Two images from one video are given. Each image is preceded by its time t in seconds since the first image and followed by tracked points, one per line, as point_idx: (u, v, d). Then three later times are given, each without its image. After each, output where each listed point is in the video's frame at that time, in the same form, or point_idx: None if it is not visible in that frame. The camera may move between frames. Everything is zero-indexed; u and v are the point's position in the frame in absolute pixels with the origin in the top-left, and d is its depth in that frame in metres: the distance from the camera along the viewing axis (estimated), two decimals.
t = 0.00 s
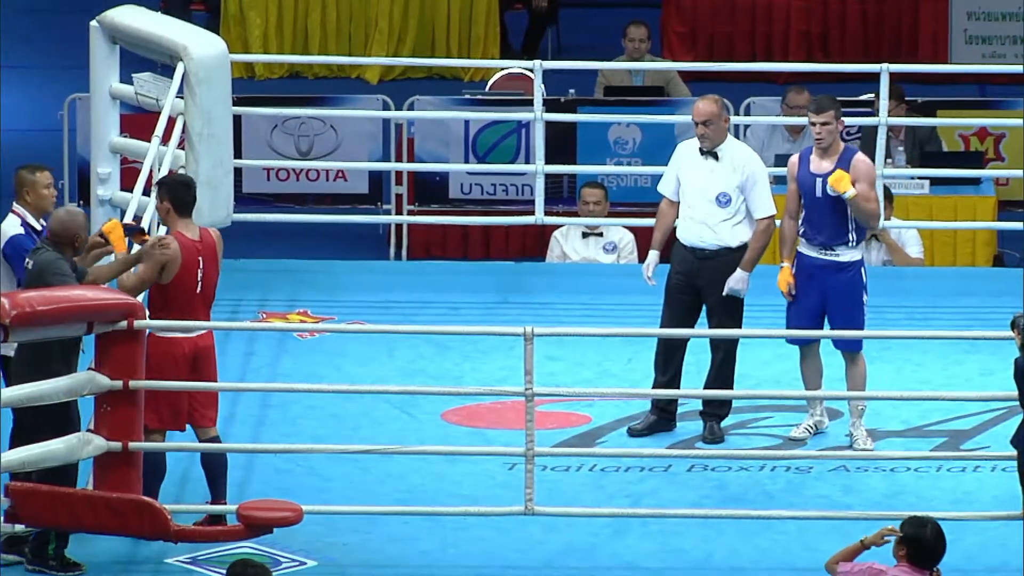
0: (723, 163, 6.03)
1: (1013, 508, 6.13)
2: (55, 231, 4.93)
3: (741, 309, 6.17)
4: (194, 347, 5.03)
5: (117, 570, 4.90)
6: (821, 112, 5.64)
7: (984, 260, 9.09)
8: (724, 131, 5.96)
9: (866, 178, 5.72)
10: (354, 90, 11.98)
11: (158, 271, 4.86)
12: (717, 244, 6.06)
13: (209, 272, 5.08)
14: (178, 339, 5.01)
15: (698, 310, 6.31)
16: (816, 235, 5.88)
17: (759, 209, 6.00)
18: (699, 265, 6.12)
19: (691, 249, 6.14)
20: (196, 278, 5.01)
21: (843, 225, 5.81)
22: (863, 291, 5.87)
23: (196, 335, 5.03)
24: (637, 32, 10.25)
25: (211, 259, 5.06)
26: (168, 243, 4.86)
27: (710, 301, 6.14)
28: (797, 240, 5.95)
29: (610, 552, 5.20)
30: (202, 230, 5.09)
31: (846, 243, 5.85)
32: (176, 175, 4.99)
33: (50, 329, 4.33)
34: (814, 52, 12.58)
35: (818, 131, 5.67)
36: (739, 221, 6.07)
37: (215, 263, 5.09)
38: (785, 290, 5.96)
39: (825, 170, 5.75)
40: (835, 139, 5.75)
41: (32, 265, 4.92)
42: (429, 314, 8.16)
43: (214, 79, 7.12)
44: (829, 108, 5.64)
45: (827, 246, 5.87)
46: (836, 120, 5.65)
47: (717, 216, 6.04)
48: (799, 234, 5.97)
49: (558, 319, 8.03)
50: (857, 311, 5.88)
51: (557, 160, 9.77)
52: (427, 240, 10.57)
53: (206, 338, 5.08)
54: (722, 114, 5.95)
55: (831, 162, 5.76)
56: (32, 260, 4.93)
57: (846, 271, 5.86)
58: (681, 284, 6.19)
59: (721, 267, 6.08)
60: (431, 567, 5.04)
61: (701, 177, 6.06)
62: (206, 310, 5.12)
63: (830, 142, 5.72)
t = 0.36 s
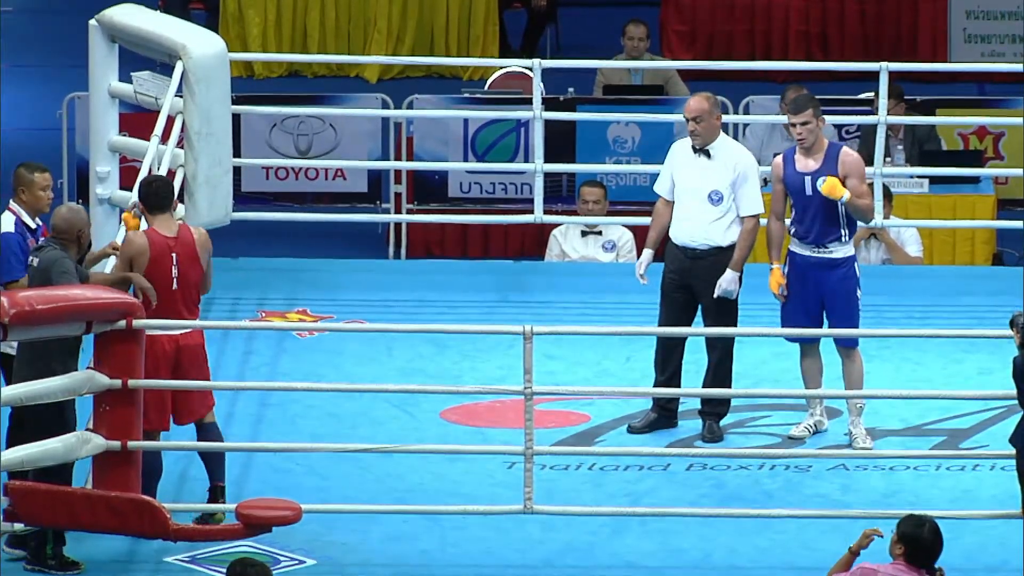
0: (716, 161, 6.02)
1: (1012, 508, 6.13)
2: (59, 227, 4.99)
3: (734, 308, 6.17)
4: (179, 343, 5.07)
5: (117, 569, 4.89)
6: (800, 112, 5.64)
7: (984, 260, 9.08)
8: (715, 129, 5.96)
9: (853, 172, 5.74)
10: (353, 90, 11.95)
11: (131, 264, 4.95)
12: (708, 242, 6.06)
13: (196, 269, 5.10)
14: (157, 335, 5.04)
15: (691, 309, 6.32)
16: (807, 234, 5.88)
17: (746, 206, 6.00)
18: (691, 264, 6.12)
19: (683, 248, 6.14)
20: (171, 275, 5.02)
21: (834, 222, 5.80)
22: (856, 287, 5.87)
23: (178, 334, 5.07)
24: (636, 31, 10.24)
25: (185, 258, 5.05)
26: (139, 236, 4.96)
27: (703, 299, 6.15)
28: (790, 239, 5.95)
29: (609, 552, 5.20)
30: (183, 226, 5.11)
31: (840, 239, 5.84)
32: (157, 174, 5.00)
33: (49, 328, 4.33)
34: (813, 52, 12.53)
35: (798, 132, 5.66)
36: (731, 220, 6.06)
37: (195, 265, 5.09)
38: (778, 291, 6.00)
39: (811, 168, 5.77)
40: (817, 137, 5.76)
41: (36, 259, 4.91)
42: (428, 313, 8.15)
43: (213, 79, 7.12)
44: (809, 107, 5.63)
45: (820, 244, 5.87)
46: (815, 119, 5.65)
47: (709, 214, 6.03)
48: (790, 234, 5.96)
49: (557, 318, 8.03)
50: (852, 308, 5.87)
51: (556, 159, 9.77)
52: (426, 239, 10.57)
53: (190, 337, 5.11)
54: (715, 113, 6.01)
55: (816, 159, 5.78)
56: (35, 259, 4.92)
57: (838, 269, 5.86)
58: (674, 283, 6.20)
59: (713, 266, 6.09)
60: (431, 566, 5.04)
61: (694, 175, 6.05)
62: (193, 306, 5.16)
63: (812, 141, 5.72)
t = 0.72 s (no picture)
0: (700, 158, 6.04)
1: (1012, 507, 6.13)
2: (47, 225, 4.96)
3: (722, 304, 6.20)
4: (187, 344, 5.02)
5: (117, 569, 4.89)
6: (791, 118, 5.68)
7: (984, 259, 9.08)
8: (700, 128, 5.96)
9: (848, 170, 5.79)
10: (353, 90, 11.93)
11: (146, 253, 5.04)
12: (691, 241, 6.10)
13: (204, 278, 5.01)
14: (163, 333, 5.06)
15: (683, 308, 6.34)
16: (806, 232, 5.88)
17: (730, 203, 6.01)
18: (675, 262, 6.16)
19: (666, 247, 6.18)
20: (165, 277, 4.99)
21: (834, 221, 5.82)
22: (858, 283, 5.89)
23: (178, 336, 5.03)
24: (637, 31, 10.24)
25: (181, 265, 4.98)
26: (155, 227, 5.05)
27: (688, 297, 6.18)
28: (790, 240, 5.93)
29: (609, 552, 5.20)
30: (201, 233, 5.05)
31: (840, 235, 5.87)
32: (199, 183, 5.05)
33: (50, 328, 4.33)
34: (813, 52, 12.49)
35: (791, 137, 5.70)
36: (714, 217, 6.09)
37: (195, 276, 5.00)
38: (774, 293, 5.99)
39: (806, 172, 5.79)
40: (808, 140, 5.78)
41: (25, 259, 4.92)
42: (428, 313, 8.15)
43: (213, 78, 7.18)
44: (800, 111, 5.67)
45: (821, 242, 5.89)
46: (806, 122, 5.69)
47: (691, 212, 6.07)
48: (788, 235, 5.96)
49: (557, 318, 8.03)
50: (853, 307, 5.88)
51: (555, 159, 9.78)
52: (426, 239, 10.58)
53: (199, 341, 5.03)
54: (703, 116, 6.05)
55: (810, 161, 5.80)
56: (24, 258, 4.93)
57: (839, 264, 5.88)
58: (659, 282, 6.25)
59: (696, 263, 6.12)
60: (431, 566, 5.04)
61: (678, 173, 6.09)
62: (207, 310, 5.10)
63: (805, 144, 5.76)
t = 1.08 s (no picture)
0: (681, 159, 6.17)
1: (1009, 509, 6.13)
2: (42, 229, 4.95)
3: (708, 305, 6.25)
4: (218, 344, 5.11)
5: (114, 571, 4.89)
6: (803, 118, 5.67)
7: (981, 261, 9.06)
8: (682, 128, 6.06)
9: (854, 174, 5.83)
10: (349, 92, 11.89)
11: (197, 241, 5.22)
12: (670, 241, 6.20)
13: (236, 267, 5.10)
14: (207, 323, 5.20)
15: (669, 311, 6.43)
16: (808, 233, 5.93)
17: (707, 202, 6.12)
18: (660, 263, 6.26)
19: (651, 247, 6.28)
20: (199, 265, 5.13)
21: (836, 223, 5.88)
22: (858, 287, 5.94)
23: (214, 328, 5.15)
24: (634, 32, 10.23)
25: (213, 255, 5.10)
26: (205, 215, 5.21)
27: (671, 300, 6.27)
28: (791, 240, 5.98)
29: (606, 553, 5.20)
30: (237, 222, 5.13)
31: (842, 238, 5.93)
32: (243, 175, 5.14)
33: (49, 331, 4.32)
34: (811, 54, 12.39)
35: (802, 138, 5.70)
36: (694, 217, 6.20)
37: (227, 268, 5.10)
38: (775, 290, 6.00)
39: (812, 172, 5.84)
40: (817, 141, 5.82)
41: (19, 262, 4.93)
42: (425, 315, 8.15)
43: (210, 80, 7.17)
44: (812, 112, 5.66)
45: (822, 244, 5.94)
46: (817, 123, 5.69)
47: (670, 212, 6.18)
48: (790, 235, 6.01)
49: (554, 320, 8.03)
50: (854, 309, 5.94)
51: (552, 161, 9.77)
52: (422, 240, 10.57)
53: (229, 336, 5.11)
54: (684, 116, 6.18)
55: (817, 162, 5.85)
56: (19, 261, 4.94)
57: (840, 267, 5.94)
58: (645, 283, 6.34)
59: (680, 266, 6.22)
60: (427, 568, 5.03)
61: (660, 173, 6.21)
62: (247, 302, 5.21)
63: (814, 145, 5.79)
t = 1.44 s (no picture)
0: (663, 159, 6.10)
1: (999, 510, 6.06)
2: (31, 233, 4.90)
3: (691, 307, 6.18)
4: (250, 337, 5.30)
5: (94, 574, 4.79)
6: (817, 114, 5.77)
7: (970, 260, 8.98)
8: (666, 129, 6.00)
9: (862, 175, 5.87)
10: (333, 90, 11.78)
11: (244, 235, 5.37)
12: (653, 242, 6.13)
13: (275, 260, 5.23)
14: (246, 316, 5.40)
15: (655, 312, 6.36)
16: (812, 232, 5.99)
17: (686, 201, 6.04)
18: (646, 264, 6.19)
19: (637, 248, 6.21)
20: (244, 256, 5.25)
21: (840, 223, 5.93)
22: (858, 289, 6.01)
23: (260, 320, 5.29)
24: (619, 30, 10.15)
25: (257, 247, 5.22)
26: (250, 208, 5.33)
27: (659, 299, 6.20)
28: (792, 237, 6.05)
29: (593, 555, 5.11)
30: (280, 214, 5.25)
31: (844, 238, 5.98)
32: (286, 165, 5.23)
33: (30, 331, 4.22)
34: (799, 51, 12.28)
35: (813, 133, 5.79)
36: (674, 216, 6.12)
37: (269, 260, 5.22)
38: (782, 287, 6.03)
39: (821, 169, 5.89)
40: (829, 138, 5.86)
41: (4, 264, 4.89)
42: (410, 315, 8.07)
43: (194, 79, 7.04)
44: (826, 110, 5.76)
45: (825, 243, 6.00)
46: (830, 121, 5.78)
47: (650, 212, 6.11)
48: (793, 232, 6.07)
49: (540, 319, 7.94)
50: (852, 309, 6.01)
51: (537, 160, 9.69)
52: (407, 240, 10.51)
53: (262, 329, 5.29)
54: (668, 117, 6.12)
55: (827, 160, 5.89)
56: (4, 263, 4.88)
57: (842, 268, 6.00)
58: (631, 283, 6.27)
59: (667, 265, 6.14)
60: (411, 570, 4.94)
61: (642, 173, 6.15)
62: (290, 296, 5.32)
63: (826, 141, 5.84)
